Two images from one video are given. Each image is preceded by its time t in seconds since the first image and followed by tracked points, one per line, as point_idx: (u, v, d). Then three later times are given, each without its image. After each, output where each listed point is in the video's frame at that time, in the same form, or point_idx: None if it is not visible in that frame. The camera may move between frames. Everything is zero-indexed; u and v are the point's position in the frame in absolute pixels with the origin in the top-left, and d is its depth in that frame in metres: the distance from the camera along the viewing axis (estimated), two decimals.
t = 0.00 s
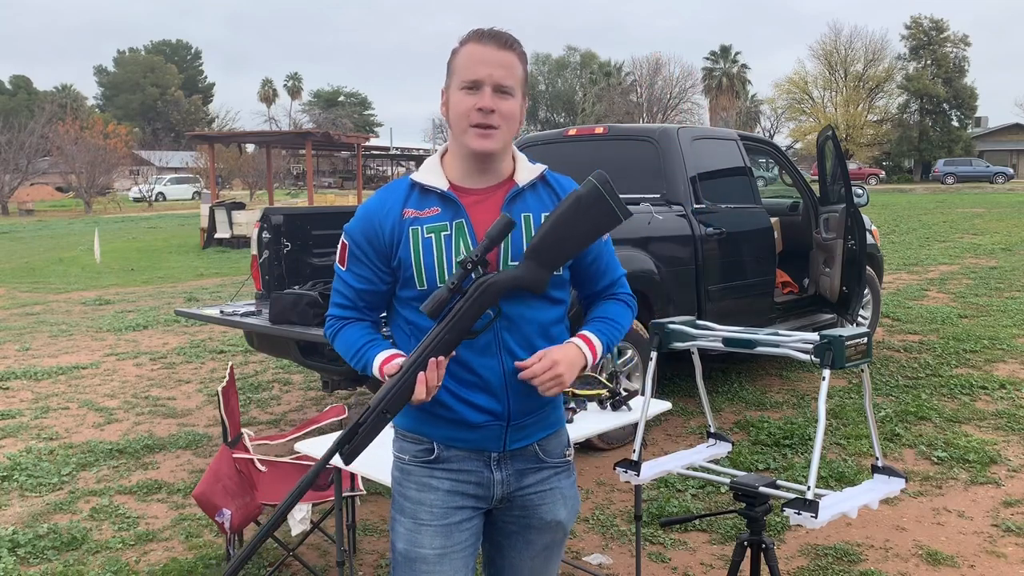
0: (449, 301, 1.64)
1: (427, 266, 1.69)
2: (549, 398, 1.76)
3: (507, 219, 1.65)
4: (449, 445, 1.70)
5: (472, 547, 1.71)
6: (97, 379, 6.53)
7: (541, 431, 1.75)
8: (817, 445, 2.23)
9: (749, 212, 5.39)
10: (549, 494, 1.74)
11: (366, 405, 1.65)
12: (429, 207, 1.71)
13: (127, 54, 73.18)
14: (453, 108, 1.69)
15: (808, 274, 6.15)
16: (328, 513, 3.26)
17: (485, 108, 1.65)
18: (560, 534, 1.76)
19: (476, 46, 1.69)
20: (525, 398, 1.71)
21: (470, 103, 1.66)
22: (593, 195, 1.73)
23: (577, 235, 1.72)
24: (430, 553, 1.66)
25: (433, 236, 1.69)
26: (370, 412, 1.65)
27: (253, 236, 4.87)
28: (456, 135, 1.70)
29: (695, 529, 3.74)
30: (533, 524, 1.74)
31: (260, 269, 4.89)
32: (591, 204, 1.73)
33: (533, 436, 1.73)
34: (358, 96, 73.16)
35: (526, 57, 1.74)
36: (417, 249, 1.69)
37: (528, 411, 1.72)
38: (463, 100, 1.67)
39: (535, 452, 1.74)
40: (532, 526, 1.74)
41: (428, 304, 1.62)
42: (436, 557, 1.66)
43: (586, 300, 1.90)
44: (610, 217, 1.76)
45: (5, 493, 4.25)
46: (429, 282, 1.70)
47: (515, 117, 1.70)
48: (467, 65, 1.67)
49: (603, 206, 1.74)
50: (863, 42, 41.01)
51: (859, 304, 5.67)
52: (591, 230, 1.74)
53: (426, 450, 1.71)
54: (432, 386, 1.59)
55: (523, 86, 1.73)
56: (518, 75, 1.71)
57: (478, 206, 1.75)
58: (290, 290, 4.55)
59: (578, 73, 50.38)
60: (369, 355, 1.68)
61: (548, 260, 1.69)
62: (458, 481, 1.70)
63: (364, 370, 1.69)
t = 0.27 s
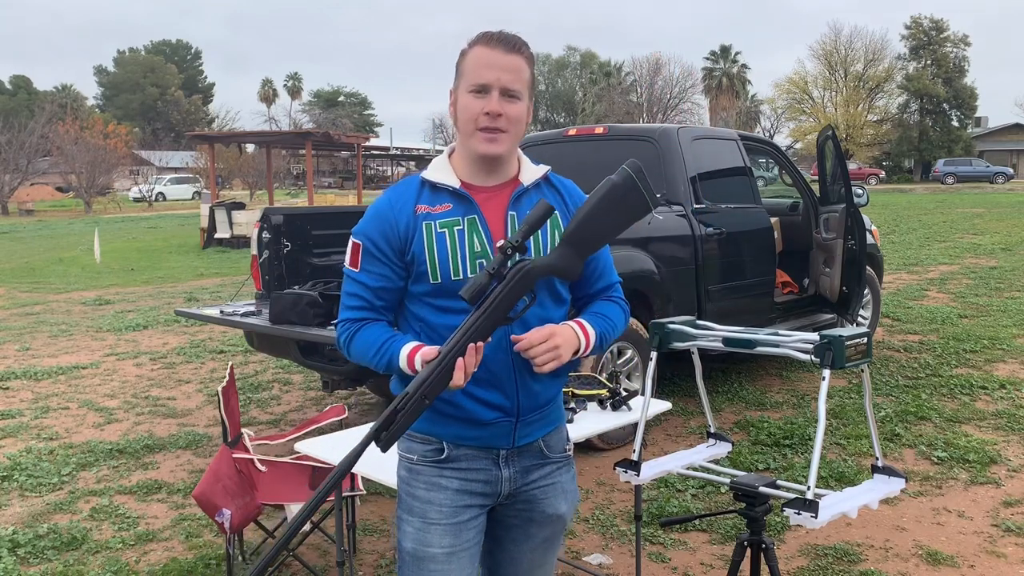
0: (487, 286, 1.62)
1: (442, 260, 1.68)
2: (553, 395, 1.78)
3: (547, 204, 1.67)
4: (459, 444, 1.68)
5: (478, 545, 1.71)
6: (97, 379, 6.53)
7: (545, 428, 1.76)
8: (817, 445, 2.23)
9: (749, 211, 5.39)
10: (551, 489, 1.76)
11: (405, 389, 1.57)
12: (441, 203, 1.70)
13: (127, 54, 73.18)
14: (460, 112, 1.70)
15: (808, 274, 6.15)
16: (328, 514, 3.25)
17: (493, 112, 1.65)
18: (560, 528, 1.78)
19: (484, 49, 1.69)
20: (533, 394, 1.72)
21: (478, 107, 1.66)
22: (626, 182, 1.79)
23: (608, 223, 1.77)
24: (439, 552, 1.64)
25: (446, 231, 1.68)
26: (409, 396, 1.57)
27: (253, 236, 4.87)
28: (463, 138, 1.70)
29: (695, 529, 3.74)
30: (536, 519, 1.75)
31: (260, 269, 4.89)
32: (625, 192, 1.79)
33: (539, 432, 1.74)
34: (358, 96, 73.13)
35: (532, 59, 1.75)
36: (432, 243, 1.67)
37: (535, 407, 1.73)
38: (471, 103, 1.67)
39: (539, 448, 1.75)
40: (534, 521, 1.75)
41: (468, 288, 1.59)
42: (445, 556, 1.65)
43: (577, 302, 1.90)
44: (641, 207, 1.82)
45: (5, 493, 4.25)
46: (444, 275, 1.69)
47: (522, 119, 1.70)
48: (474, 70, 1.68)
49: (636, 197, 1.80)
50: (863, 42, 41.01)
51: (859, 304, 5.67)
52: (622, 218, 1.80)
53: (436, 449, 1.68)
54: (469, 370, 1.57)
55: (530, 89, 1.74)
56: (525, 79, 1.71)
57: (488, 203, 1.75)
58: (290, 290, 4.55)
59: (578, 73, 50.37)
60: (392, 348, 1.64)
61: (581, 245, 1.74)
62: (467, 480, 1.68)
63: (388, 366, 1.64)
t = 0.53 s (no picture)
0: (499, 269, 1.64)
1: (452, 257, 1.68)
2: (557, 392, 1.78)
3: (563, 191, 1.73)
4: (467, 441, 1.67)
5: (484, 543, 1.70)
6: (97, 379, 6.53)
7: (549, 425, 1.76)
8: (818, 445, 2.23)
9: (749, 211, 5.39)
10: (555, 484, 1.76)
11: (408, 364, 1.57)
12: (450, 201, 1.70)
13: (127, 54, 73.17)
14: (456, 123, 1.71)
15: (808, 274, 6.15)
16: (328, 513, 3.25)
17: (487, 123, 1.66)
18: (562, 524, 1.79)
19: (471, 59, 1.67)
20: (539, 390, 1.72)
21: (471, 119, 1.67)
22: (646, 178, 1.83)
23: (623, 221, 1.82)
24: (446, 549, 1.64)
25: (456, 228, 1.68)
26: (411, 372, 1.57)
27: (253, 236, 4.87)
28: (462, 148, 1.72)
29: (694, 529, 3.74)
30: (540, 514, 1.75)
31: (260, 269, 4.89)
32: (646, 186, 1.83)
33: (543, 428, 1.74)
34: (358, 96, 73.09)
35: (522, 57, 1.71)
36: (443, 240, 1.67)
37: (541, 403, 1.73)
38: (464, 116, 1.67)
39: (544, 445, 1.75)
40: (538, 517, 1.76)
41: (477, 270, 1.61)
42: (453, 554, 1.64)
43: (578, 302, 1.91)
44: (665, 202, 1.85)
45: (5, 493, 4.25)
46: (453, 273, 1.69)
47: (517, 123, 1.70)
48: (462, 81, 1.67)
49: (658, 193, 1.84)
50: (863, 42, 41.00)
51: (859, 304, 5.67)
52: (644, 213, 1.84)
53: (443, 448, 1.67)
54: (473, 353, 1.57)
55: (522, 89, 1.71)
56: (516, 81, 1.69)
57: (494, 202, 1.76)
58: (290, 290, 4.55)
59: (578, 73, 50.36)
60: (404, 339, 1.62)
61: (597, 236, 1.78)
62: (474, 477, 1.67)
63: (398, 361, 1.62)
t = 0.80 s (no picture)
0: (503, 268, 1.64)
1: (452, 259, 1.68)
2: (559, 393, 1.78)
3: (577, 196, 1.78)
4: (469, 441, 1.67)
5: (486, 542, 1.70)
6: (97, 379, 6.53)
7: (552, 425, 1.76)
8: (818, 445, 2.23)
9: (749, 211, 5.39)
10: (558, 484, 1.76)
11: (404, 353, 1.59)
12: (449, 203, 1.70)
13: (127, 54, 73.16)
14: (449, 129, 1.70)
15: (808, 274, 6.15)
16: (328, 513, 3.25)
17: (474, 129, 1.65)
18: (564, 523, 1.79)
19: (456, 65, 1.65)
20: (541, 392, 1.72)
21: (460, 127, 1.66)
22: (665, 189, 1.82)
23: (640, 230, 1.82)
24: (447, 548, 1.64)
25: (455, 230, 1.68)
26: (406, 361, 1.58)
27: (253, 236, 4.87)
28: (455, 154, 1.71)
29: (695, 529, 3.74)
30: (542, 513, 1.75)
31: (259, 268, 4.89)
32: (665, 199, 1.82)
33: (546, 428, 1.74)
34: (358, 96, 73.06)
35: (509, 58, 1.68)
36: (443, 242, 1.67)
37: (543, 403, 1.73)
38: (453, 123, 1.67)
39: (547, 444, 1.74)
40: (541, 515, 1.76)
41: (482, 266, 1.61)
42: (454, 553, 1.64)
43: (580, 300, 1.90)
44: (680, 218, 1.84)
45: (5, 493, 4.25)
46: (454, 274, 1.69)
47: (508, 126, 1.68)
48: (448, 88, 1.65)
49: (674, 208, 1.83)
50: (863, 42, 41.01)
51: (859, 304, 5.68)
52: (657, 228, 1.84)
53: (445, 447, 1.67)
54: (471, 350, 1.57)
55: (511, 90, 1.68)
56: (502, 84, 1.65)
57: (494, 204, 1.76)
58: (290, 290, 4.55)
59: (578, 73, 50.39)
60: (404, 341, 1.62)
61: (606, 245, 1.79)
62: (476, 477, 1.67)
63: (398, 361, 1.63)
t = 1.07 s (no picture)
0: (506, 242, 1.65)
1: (446, 261, 1.69)
2: (562, 388, 1.78)
3: (581, 176, 1.76)
4: (474, 440, 1.67)
5: (491, 541, 1.70)
6: (97, 379, 6.53)
7: (556, 423, 1.76)
8: (817, 445, 2.23)
9: (749, 211, 5.39)
10: (562, 483, 1.76)
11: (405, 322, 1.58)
12: (440, 205, 1.70)
13: (127, 54, 73.18)
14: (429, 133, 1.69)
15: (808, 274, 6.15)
16: (328, 513, 3.25)
17: (449, 138, 1.63)
18: (568, 522, 1.79)
19: (429, 74, 1.62)
20: (544, 389, 1.72)
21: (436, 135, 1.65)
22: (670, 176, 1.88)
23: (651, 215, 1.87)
24: (452, 548, 1.63)
25: (447, 232, 1.69)
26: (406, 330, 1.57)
27: (253, 236, 4.87)
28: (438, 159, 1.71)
29: (695, 529, 3.74)
30: (546, 512, 1.75)
31: (260, 269, 4.89)
32: (671, 183, 1.88)
33: (549, 426, 1.74)
34: (358, 96, 73.04)
35: (480, 61, 1.64)
36: (435, 245, 1.68)
37: (546, 401, 1.73)
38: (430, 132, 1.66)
39: (551, 443, 1.75)
40: (544, 515, 1.75)
41: (484, 240, 1.62)
42: (459, 552, 1.64)
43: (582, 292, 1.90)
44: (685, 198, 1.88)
45: (5, 493, 4.25)
46: (449, 276, 1.69)
47: (486, 130, 1.65)
48: (422, 98, 1.63)
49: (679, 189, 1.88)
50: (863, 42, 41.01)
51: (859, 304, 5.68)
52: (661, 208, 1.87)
53: (450, 447, 1.67)
54: (469, 325, 1.55)
55: (486, 93, 1.64)
56: (475, 90, 1.62)
57: (485, 205, 1.76)
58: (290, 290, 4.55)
59: (578, 73, 50.42)
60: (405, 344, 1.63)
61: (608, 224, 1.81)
62: (481, 476, 1.67)
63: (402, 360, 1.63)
